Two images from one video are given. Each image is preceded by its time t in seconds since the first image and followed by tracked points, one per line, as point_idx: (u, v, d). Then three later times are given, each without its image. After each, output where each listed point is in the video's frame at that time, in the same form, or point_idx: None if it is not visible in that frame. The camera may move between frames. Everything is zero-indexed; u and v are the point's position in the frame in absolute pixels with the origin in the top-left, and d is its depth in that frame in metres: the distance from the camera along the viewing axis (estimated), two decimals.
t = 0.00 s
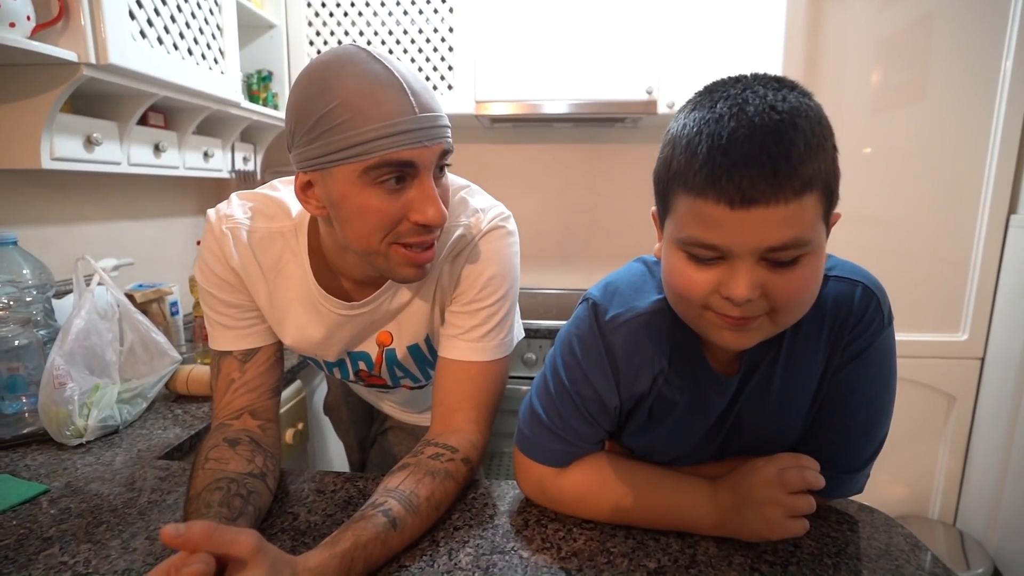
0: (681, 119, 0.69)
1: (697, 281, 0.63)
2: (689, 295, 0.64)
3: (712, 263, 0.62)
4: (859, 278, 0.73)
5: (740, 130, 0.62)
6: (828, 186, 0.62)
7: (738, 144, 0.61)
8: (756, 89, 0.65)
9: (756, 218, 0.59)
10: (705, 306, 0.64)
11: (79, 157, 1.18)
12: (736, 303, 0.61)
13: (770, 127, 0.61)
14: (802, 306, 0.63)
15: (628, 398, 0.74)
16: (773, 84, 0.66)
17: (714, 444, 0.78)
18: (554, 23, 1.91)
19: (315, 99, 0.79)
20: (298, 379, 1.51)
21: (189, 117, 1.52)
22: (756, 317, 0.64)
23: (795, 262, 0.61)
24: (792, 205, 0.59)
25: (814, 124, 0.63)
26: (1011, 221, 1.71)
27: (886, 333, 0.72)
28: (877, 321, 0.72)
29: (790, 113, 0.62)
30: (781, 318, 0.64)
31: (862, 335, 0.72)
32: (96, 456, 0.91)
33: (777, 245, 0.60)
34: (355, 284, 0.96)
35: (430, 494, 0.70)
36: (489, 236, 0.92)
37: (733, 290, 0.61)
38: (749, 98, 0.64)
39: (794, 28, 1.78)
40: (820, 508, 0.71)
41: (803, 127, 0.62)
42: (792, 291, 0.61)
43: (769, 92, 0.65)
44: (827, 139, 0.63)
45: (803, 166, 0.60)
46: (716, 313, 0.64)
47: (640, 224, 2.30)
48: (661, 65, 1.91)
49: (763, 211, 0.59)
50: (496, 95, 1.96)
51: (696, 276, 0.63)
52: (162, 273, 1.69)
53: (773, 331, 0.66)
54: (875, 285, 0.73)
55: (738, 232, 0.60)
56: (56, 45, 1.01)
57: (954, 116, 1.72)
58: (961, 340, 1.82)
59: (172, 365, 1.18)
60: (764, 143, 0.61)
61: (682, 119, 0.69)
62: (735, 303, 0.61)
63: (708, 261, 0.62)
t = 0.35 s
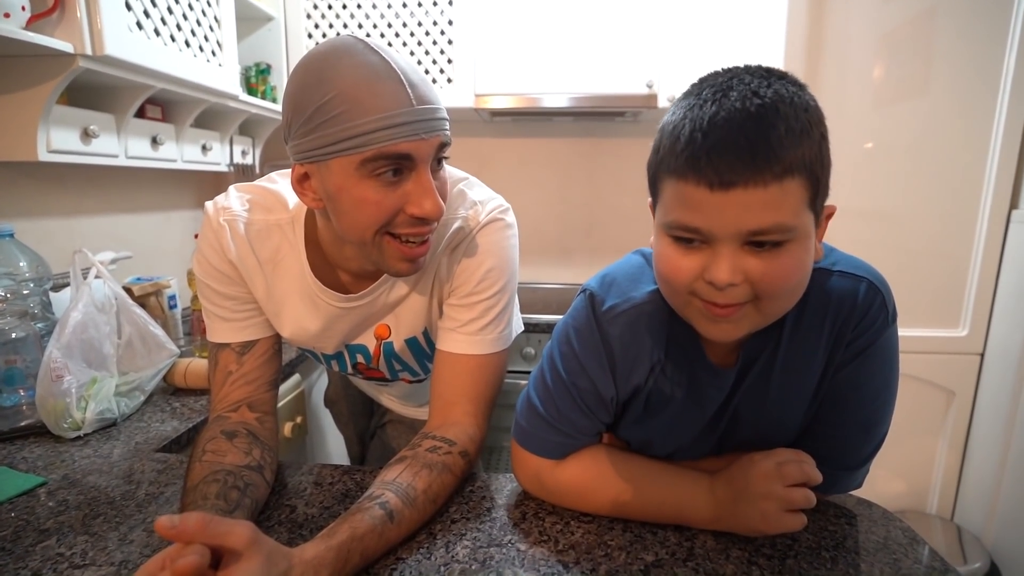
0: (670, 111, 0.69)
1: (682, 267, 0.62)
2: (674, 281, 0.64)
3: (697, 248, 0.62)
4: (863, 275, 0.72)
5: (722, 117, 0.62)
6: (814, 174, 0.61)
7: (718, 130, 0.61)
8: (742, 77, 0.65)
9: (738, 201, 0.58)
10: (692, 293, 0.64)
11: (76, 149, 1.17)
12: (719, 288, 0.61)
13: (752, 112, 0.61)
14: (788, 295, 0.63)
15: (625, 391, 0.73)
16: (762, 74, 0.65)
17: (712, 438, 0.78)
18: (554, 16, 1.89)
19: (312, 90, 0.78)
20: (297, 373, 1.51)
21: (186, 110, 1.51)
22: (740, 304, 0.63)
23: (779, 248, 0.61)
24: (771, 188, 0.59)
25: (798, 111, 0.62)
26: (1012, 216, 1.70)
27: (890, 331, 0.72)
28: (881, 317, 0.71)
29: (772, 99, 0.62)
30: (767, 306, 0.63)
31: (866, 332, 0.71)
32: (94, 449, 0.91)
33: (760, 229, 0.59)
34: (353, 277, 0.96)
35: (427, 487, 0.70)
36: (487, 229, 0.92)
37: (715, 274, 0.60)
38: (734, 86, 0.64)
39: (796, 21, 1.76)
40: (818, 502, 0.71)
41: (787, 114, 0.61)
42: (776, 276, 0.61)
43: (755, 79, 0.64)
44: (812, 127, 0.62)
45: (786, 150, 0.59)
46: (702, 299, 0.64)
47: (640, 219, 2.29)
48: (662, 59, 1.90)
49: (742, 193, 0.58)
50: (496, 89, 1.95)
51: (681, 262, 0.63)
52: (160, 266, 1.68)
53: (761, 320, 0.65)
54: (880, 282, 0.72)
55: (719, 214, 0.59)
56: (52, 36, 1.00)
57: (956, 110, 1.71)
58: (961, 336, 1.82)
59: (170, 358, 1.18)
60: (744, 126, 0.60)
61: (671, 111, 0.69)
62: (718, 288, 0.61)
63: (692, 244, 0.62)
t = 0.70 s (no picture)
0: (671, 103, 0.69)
1: (664, 257, 0.62)
2: (657, 271, 0.64)
3: (679, 239, 0.61)
4: (871, 270, 0.71)
5: (713, 111, 0.61)
6: (805, 174, 0.59)
7: (704, 125, 0.60)
8: (742, 70, 0.64)
9: (716, 195, 0.57)
10: (674, 286, 0.63)
11: (79, 143, 1.17)
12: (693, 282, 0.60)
13: (739, 106, 0.60)
14: (767, 297, 0.61)
15: (628, 385, 0.73)
16: (766, 66, 0.63)
17: (715, 433, 0.78)
18: (558, 8, 1.88)
19: (314, 81, 0.78)
20: (300, 366, 1.51)
21: (189, 104, 1.51)
22: (716, 301, 0.62)
23: (757, 247, 0.59)
24: (750, 185, 0.57)
25: (792, 107, 0.60)
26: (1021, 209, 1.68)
27: (897, 327, 0.71)
28: (889, 313, 0.70)
29: (765, 94, 0.60)
30: (745, 307, 0.62)
31: (873, 328, 0.70)
32: (98, 442, 0.91)
33: (738, 225, 0.58)
34: (355, 271, 0.95)
35: (428, 481, 0.69)
36: (490, 221, 0.91)
37: (691, 267, 0.59)
38: (732, 80, 0.62)
39: (803, 11, 1.74)
40: (823, 497, 0.71)
41: (778, 110, 0.59)
42: (754, 276, 0.59)
43: (754, 73, 0.63)
44: (807, 124, 0.60)
45: (768, 147, 0.58)
46: (684, 294, 0.63)
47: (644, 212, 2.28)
48: (668, 51, 1.88)
49: (719, 188, 0.57)
50: (500, 81, 1.94)
51: (664, 252, 0.62)
52: (163, 260, 1.69)
53: (742, 319, 0.64)
54: (888, 278, 0.71)
55: (697, 207, 0.58)
56: (53, 29, 1.00)
57: (965, 101, 1.69)
58: (968, 329, 1.81)
59: (173, 352, 1.18)
60: (727, 120, 0.60)
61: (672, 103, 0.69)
62: (693, 282, 0.60)
63: (675, 235, 0.62)
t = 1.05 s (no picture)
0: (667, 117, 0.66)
1: (655, 280, 0.62)
2: (649, 292, 0.64)
3: (670, 264, 0.61)
4: (873, 271, 0.71)
5: (700, 142, 0.58)
6: (799, 201, 0.57)
7: (691, 159, 0.58)
8: (736, 87, 0.59)
9: (706, 231, 0.56)
10: (666, 307, 0.63)
11: (74, 139, 1.16)
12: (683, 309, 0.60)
13: (728, 135, 0.57)
14: (760, 325, 0.61)
15: (626, 385, 0.72)
16: (761, 83, 0.59)
17: (715, 434, 0.77)
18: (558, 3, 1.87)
19: (316, 70, 0.77)
20: (297, 364, 1.50)
21: (186, 100, 1.50)
22: (709, 326, 0.63)
23: (749, 280, 0.58)
24: (738, 223, 0.56)
25: (787, 133, 0.56)
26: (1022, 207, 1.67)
27: (898, 329, 0.70)
28: (891, 315, 0.69)
29: (758, 119, 0.56)
30: (737, 332, 0.62)
31: (873, 330, 0.70)
32: (91, 441, 0.91)
33: (728, 261, 0.57)
34: (351, 268, 0.94)
35: (425, 480, 0.69)
36: (486, 218, 0.91)
37: (680, 296, 0.59)
38: (723, 101, 0.59)
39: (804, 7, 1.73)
40: (822, 496, 0.70)
41: (770, 138, 0.56)
42: (745, 306, 0.59)
43: (748, 89, 0.59)
44: (802, 150, 0.56)
45: (758, 180, 0.55)
46: (676, 317, 0.63)
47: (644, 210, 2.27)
48: (668, 47, 1.87)
49: (707, 225, 0.56)
50: (500, 78, 1.92)
51: (656, 275, 0.62)
52: (160, 258, 1.68)
53: (733, 341, 0.64)
54: (890, 279, 0.71)
55: (686, 238, 0.57)
56: (48, 24, 0.99)
57: (967, 98, 1.68)
58: (968, 327, 1.80)
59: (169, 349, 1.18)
60: (715, 153, 0.57)
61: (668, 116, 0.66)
62: (684, 309, 0.60)
63: (665, 260, 0.61)
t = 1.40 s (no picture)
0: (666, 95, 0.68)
1: (640, 246, 0.62)
2: (637, 262, 0.64)
3: (653, 228, 0.61)
4: (874, 268, 0.70)
5: (680, 104, 0.60)
6: (775, 170, 0.56)
7: (670, 120, 0.60)
8: (726, 62, 0.61)
9: (679, 186, 0.57)
10: (650, 276, 0.63)
11: (69, 137, 1.15)
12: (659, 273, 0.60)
13: (708, 101, 0.58)
14: (737, 297, 0.59)
15: (624, 383, 0.72)
16: (751, 59, 0.60)
17: (714, 432, 0.76)
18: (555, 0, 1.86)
19: (313, 64, 0.76)
20: (295, 363, 1.50)
21: (181, 98, 1.49)
22: (687, 295, 0.61)
23: (723, 243, 0.58)
24: (708, 179, 0.56)
25: (765, 101, 0.57)
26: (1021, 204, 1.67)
27: (899, 326, 0.69)
28: (892, 312, 0.69)
29: (737, 88, 0.58)
30: (715, 304, 0.60)
31: (874, 327, 0.69)
32: (86, 441, 0.90)
33: (700, 218, 0.57)
34: (348, 266, 0.94)
35: (420, 480, 0.68)
36: (483, 216, 0.90)
37: (655, 257, 0.59)
38: (709, 72, 0.61)
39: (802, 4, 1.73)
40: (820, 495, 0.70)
41: (748, 103, 0.57)
42: (717, 269, 0.58)
43: (736, 64, 0.60)
44: (781, 120, 0.57)
45: (729, 141, 0.56)
46: (656, 286, 0.63)
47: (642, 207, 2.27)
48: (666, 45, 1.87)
49: (679, 180, 0.57)
50: (498, 75, 1.92)
51: (641, 242, 0.62)
52: (156, 257, 1.67)
53: (713, 318, 0.62)
54: (891, 276, 0.70)
55: (662, 196, 0.58)
56: (41, 22, 0.98)
57: (966, 95, 1.67)
58: (967, 325, 1.80)
59: (165, 349, 1.17)
60: (693, 115, 0.58)
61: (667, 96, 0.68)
62: (660, 273, 0.60)
63: (650, 226, 0.62)
